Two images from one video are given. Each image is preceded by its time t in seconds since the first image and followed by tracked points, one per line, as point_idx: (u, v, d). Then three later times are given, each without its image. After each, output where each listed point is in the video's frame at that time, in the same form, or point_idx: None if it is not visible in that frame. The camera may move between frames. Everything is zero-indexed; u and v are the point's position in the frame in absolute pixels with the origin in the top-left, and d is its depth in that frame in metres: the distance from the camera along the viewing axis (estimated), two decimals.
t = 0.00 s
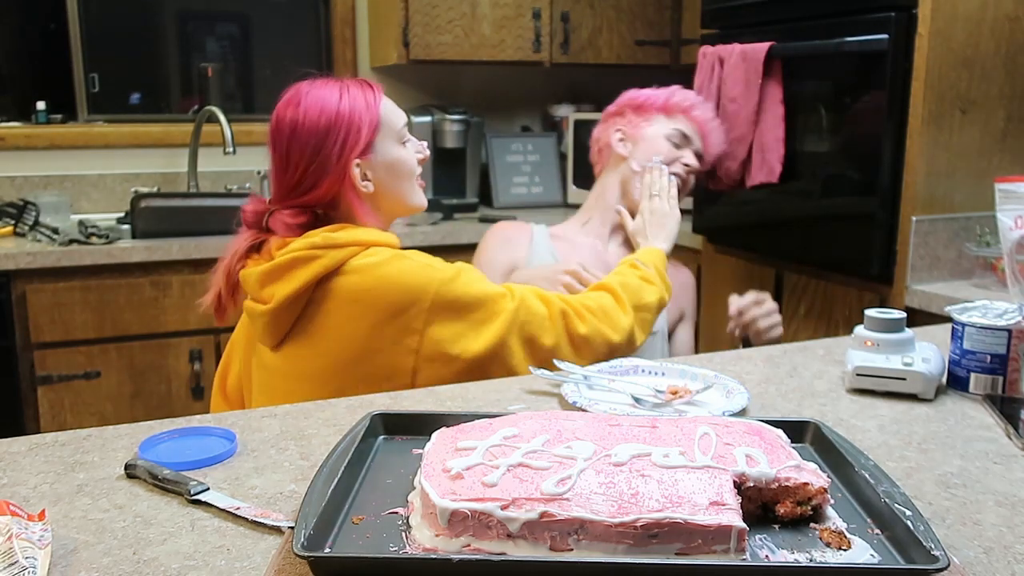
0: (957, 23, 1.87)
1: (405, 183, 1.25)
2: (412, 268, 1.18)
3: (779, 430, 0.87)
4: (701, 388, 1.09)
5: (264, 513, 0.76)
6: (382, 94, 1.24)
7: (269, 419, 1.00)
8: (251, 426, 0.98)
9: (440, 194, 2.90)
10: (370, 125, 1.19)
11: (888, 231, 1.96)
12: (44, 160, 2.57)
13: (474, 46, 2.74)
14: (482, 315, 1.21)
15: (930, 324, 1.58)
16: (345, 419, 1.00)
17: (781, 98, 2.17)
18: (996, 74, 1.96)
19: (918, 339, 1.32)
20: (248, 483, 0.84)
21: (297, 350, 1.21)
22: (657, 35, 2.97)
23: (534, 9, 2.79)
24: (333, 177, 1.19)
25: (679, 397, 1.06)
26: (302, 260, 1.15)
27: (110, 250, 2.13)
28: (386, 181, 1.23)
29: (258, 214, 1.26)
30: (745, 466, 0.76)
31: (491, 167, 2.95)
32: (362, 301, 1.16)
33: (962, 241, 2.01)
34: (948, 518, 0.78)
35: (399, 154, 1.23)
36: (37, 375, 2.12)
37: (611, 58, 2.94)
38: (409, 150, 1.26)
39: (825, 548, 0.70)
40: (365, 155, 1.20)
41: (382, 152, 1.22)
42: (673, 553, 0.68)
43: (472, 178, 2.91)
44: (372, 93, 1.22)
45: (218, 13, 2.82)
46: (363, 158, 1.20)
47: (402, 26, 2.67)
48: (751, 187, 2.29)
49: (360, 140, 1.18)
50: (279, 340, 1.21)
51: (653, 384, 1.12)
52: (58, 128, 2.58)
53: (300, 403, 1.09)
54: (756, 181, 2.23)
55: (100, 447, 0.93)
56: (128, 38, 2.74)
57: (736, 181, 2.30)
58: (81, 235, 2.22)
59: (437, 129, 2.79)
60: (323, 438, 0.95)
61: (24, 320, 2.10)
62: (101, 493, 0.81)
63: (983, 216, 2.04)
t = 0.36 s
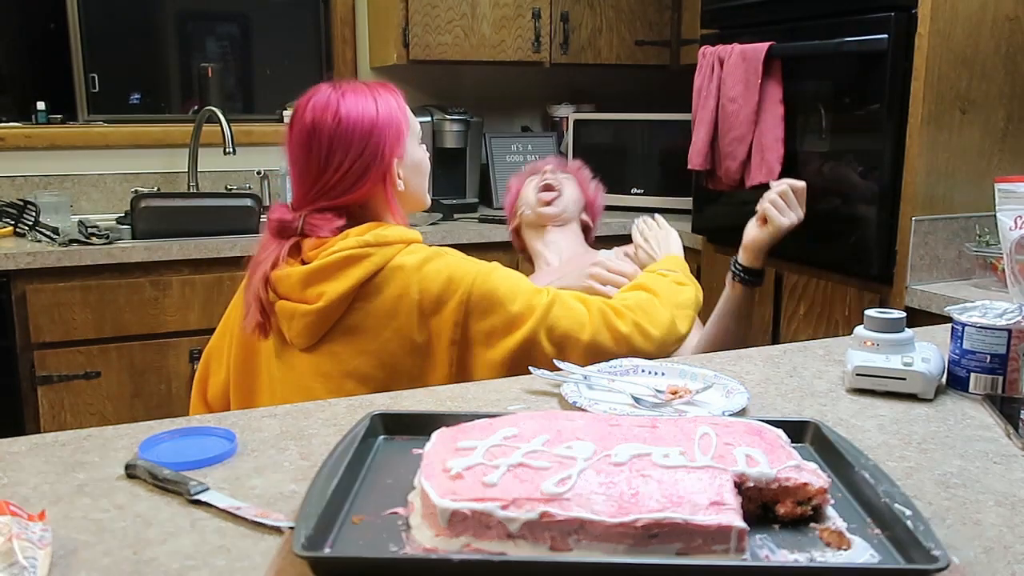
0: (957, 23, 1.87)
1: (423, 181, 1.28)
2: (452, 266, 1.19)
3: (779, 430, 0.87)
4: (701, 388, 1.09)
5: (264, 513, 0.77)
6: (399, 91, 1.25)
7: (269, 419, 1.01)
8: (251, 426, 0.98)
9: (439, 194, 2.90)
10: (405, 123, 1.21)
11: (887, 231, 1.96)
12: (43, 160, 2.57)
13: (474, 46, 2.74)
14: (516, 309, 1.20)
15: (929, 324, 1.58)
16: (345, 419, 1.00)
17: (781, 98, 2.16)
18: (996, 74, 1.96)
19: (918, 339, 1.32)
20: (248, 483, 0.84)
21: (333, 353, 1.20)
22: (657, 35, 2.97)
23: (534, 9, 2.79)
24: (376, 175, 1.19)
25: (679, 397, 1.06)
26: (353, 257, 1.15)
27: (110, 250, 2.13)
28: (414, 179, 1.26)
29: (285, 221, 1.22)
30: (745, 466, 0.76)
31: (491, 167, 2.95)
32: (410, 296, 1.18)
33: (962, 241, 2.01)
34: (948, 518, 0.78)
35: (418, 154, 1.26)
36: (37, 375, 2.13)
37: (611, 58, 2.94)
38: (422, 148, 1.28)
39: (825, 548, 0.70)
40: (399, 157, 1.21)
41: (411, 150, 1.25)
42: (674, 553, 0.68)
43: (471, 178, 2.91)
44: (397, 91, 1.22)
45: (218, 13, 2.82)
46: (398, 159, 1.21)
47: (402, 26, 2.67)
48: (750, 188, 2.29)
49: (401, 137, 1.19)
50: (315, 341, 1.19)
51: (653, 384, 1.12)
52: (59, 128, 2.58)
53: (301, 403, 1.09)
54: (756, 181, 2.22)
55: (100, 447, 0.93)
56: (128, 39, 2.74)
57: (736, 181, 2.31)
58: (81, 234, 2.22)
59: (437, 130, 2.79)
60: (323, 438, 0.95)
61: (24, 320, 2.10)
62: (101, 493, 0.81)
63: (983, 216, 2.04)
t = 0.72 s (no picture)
0: (957, 23, 1.87)
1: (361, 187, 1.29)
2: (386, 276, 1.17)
3: (779, 430, 0.87)
4: (701, 388, 1.09)
5: (265, 513, 0.77)
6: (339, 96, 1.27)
7: (268, 419, 1.00)
8: (251, 427, 0.98)
9: (440, 194, 2.90)
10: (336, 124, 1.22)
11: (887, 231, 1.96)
12: (43, 160, 2.57)
13: (474, 46, 2.74)
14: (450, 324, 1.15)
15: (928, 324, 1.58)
16: (345, 419, 1.00)
17: (781, 98, 2.17)
18: (996, 74, 1.96)
19: (918, 339, 1.32)
20: (249, 483, 0.84)
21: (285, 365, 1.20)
22: (657, 36, 2.98)
23: (534, 9, 2.79)
24: (303, 175, 1.19)
25: (679, 397, 1.06)
26: (263, 285, 1.16)
27: (110, 250, 2.13)
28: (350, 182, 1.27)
29: (214, 230, 1.23)
30: (745, 466, 0.76)
31: (491, 168, 2.95)
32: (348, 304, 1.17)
33: (962, 241, 2.01)
34: (948, 518, 0.78)
35: (356, 158, 1.27)
36: (37, 375, 2.13)
37: (611, 58, 2.94)
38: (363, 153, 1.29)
39: (825, 547, 0.70)
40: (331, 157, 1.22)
41: (347, 153, 1.26)
42: (674, 553, 0.68)
43: (471, 179, 2.91)
44: (334, 94, 1.25)
45: (218, 13, 2.81)
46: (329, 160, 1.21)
47: (402, 26, 2.67)
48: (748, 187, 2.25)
49: (330, 137, 1.20)
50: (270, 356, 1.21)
51: (652, 384, 1.12)
52: (58, 128, 2.58)
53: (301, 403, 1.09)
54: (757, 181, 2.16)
55: (100, 446, 0.93)
56: (128, 38, 2.74)
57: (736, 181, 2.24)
58: (81, 234, 2.23)
59: (437, 130, 2.79)
60: (323, 438, 0.95)
61: (24, 320, 2.10)
62: (101, 493, 0.81)
63: (983, 216, 2.04)
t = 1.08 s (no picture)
0: (957, 23, 1.87)
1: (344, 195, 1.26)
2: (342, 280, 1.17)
3: (779, 430, 0.87)
4: (701, 388, 1.09)
5: (264, 513, 0.77)
6: (335, 106, 1.27)
7: (269, 419, 1.00)
8: (251, 426, 0.98)
9: (440, 194, 2.90)
10: (320, 131, 1.22)
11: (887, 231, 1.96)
12: (43, 160, 2.57)
13: (475, 46, 2.74)
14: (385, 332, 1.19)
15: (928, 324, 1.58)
16: (345, 419, 1.00)
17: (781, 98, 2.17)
18: (996, 74, 1.96)
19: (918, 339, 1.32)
20: (248, 483, 0.84)
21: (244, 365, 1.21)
22: (657, 36, 2.98)
23: (534, 9, 2.79)
24: (278, 175, 1.19)
25: (679, 397, 1.06)
26: (225, 289, 1.18)
27: (110, 250, 2.13)
28: (326, 192, 1.24)
29: (195, 222, 1.25)
30: (745, 466, 0.76)
31: (491, 168, 2.95)
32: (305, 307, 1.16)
33: (962, 241, 2.01)
34: (948, 518, 0.78)
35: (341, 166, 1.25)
36: (36, 375, 2.13)
37: (611, 58, 2.94)
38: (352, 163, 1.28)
39: (825, 547, 0.70)
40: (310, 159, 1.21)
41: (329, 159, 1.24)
42: (673, 553, 0.68)
43: (471, 179, 2.91)
44: (328, 102, 1.25)
45: (218, 13, 2.81)
46: (308, 162, 1.21)
47: (402, 26, 2.67)
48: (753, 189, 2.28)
49: (310, 138, 1.20)
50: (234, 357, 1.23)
51: (652, 384, 1.12)
52: (59, 128, 2.58)
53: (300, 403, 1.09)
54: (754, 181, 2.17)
55: (100, 447, 0.93)
56: (128, 39, 2.74)
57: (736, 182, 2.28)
58: (81, 234, 2.23)
59: (437, 130, 2.79)
60: (323, 438, 0.95)
61: (24, 320, 2.10)
62: (101, 493, 0.81)
63: (983, 216, 2.04)
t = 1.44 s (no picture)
0: (957, 23, 1.87)
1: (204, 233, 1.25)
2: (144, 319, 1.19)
3: (779, 430, 0.87)
4: (701, 388, 1.09)
5: (264, 513, 0.77)
6: (181, 136, 1.26)
7: (268, 419, 1.00)
8: (251, 427, 0.98)
9: (440, 194, 2.90)
10: (150, 166, 1.20)
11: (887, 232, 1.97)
12: (43, 160, 2.57)
13: (475, 46, 2.74)
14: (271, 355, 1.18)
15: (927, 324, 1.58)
16: (344, 420, 1.00)
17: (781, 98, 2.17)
18: (996, 74, 1.96)
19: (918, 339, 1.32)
20: (248, 483, 0.84)
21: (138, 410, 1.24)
22: (657, 36, 2.98)
23: (534, 9, 2.79)
24: (98, 215, 1.21)
25: (679, 397, 1.06)
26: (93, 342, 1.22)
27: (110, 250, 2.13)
28: (179, 229, 1.23)
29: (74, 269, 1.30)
30: (745, 466, 0.76)
31: (491, 168, 2.95)
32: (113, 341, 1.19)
33: (962, 241, 2.01)
34: (948, 518, 0.78)
35: (190, 204, 1.24)
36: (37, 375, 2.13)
37: (611, 58, 2.94)
38: (211, 197, 1.26)
39: (825, 547, 0.70)
40: (146, 201, 1.21)
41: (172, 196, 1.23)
42: (674, 553, 0.68)
43: (471, 178, 2.91)
44: (166, 133, 1.24)
45: (218, 13, 2.82)
46: (144, 204, 1.21)
47: (402, 26, 2.67)
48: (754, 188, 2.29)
49: (136, 181, 1.20)
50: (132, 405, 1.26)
51: (653, 384, 1.12)
52: (59, 128, 2.58)
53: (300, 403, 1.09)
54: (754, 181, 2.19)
55: (100, 447, 0.93)
56: (128, 39, 2.74)
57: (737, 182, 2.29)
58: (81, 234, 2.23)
59: (437, 130, 2.79)
60: (323, 438, 0.95)
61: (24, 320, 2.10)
62: (101, 493, 0.81)
63: (983, 216, 2.04)
